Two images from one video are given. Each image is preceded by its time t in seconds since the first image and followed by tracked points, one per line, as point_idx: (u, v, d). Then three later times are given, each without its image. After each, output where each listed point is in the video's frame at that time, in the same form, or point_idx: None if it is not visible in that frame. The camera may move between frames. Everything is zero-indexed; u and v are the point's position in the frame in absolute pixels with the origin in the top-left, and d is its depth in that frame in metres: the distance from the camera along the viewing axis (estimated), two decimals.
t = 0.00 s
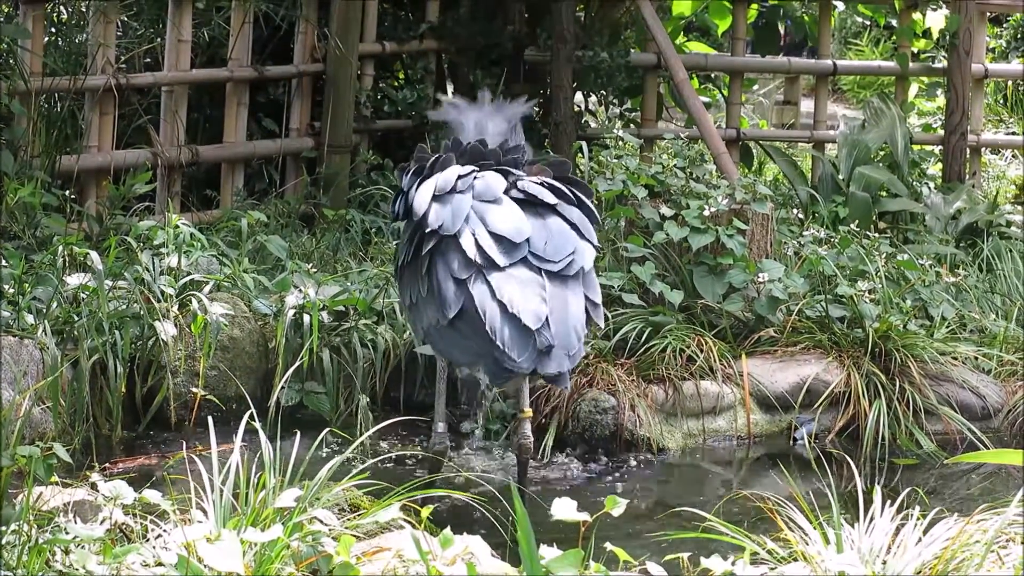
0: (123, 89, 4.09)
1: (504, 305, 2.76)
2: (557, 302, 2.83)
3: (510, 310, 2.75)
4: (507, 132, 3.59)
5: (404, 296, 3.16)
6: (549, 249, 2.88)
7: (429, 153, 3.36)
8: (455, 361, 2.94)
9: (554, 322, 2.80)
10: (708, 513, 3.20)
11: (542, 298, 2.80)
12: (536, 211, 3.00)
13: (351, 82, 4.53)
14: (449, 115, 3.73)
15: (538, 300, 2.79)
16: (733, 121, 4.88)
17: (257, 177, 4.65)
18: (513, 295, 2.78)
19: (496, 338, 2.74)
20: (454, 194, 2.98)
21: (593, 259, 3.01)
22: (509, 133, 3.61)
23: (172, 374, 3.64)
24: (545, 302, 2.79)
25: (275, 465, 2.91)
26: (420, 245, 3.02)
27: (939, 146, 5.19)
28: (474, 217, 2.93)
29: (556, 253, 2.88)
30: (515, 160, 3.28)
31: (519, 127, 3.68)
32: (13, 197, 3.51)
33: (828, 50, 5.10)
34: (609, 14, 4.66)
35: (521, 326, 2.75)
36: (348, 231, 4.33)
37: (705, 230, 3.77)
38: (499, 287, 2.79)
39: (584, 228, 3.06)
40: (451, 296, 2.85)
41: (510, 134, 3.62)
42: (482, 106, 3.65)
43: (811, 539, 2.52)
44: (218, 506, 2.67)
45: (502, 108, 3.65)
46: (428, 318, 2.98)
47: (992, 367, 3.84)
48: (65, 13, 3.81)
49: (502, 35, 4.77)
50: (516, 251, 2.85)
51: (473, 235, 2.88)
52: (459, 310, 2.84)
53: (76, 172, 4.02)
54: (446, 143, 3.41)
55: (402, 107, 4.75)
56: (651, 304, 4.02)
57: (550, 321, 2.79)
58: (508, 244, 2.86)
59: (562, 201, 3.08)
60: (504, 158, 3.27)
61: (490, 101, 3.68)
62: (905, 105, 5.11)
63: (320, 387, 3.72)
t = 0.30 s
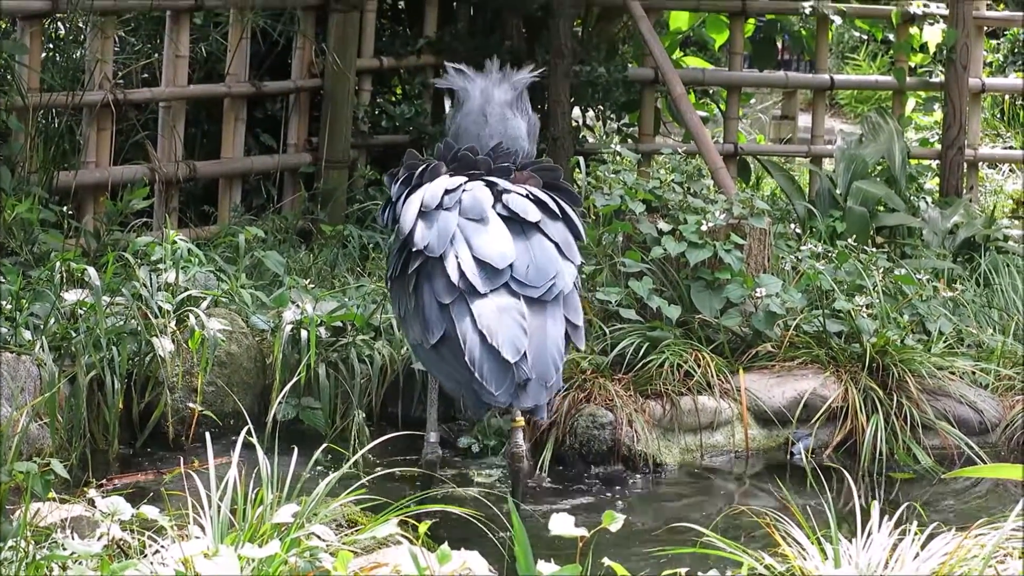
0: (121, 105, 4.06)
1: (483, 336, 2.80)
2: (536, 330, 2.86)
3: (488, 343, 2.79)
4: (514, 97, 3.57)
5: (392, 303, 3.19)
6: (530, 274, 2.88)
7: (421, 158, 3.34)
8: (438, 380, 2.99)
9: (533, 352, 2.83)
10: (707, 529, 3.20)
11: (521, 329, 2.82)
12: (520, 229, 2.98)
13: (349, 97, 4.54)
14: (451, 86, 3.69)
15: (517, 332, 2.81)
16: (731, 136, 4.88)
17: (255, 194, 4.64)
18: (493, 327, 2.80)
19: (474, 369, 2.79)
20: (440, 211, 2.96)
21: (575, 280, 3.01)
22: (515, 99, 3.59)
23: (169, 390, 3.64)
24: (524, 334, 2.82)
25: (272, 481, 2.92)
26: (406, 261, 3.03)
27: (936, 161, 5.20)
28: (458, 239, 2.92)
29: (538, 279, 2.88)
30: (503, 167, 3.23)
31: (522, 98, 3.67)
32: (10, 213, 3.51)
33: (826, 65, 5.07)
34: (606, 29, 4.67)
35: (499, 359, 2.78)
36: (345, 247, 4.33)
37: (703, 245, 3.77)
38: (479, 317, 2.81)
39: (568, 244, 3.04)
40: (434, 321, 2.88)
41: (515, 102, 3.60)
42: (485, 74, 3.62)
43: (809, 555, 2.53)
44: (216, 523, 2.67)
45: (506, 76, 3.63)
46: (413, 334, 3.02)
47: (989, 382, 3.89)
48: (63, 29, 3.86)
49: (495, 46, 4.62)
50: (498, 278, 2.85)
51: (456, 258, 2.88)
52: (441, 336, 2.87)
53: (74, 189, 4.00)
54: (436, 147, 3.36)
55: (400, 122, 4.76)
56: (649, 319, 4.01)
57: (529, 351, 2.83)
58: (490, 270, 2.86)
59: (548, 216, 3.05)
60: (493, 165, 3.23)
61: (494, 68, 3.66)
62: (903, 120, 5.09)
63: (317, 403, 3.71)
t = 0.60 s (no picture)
0: (117, 116, 4.06)
1: (486, 356, 2.80)
2: (537, 348, 2.86)
3: (491, 362, 2.79)
4: (507, 104, 3.57)
5: (389, 318, 3.18)
6: (529, 291, 2.88)
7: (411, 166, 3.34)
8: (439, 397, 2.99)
9: (535, 371, 2.83)
10: (703, 540, 3.20)
11: (523, 347, 2.82)
12: (516, 243, 2.99)
13: (345, 108, 4.55)
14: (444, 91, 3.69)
15: (520, 350, 2.81)
16: (727, 147, 4.87)
17: (251, 204, 4.64)
18: (495, 345, 2.80)
19: (477, 390, 2.79)
20: (436, 227, 2.96)
21: (572, 294, 3.01)
22: (508, 106, 3.59)
23: (165, 401, 3.64)
24: (526, 352, 2.82)
25: (268, 492, 2.90)
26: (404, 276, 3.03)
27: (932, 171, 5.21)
28: (456, 255, 2.92)
29: (537, 295, 2.89)
30: (495, 177, 3.23)
31: (515, 104, 3.66)
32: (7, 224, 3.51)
33: (822, 76, 5.06)
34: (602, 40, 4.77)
35: (502, 378, 2.78)
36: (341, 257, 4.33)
37: (699, 256, 3.77)
38: (481, 336, 2.81)
39: (564, 257, 3.05)
40: (435, 339, 2.88)
41: (508, 109, 3.60)
42: (478, 80, 3.62)
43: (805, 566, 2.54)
44: (211, 534, 2.68)
45: (500, 82, 3.63)
46: (413, 351, 3.02)
47: (985, 393, 3.89)
48: (60, 40, 3.86)
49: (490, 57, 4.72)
50: (497, 295, 2.86)
51: (455, 275, 2.88)
52: (442, 353, 2.88)
53: (70, 200, 4.00)
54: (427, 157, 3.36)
55: (396, 133, 4.76)
56: (645, 330, 4.01)
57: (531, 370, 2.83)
58: (489, 287, 2.86)
59: (543, 229, 3.06)
60: (485, 175, 3.23)
61: (487, 74, 3.65)
62: (898, 130, 5.09)
63: (313, 414, 3.71)
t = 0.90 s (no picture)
0: (114, 121, 4.07)
1: (483, 363, 2.80)
2: (534, 355, 2.86)
3: (489, 369, 2.79)
4: (504, 109, 3.57)
5: (385, 321, 3.18)
6: (526, 297, 2.88)
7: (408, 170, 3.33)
8: (435, 402, 2.99)
9: (532, 378, 2.84)
10: (700, 545, 3.20)
11: (520, 354, 2.82)
12: (512, 248, 2.98)
13: (342, 113, 4.55)
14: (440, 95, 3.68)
15: (517, 357, 2.81)
16: (725, 152, 4.87)
17: (249, 210, 4.65)
18: (492, 353, 2.80)
19: (475, 397, 2.79)
20: (433, 231, 2.95)
21: (568, 300, 3.02)
22: (505, 111, 3.58)
23: (162, 406, 3.63)
24: (523, 359, 2.82)
25: (265, 496, 2.92)
26: (401, 281, 3.02)
27: (930, 176, 5.21)
28: (453, 260, 2.91)
29: (534, 302, 2.89)
30: (492, 181, 3.23)
31: (512, 108, 3.66)
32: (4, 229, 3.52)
33: (819, 81, 5.09)
34: (599, 46, 4.77)
35: (499, 385, 2.79)
36: (338, 262, 4.33)
37: (696, 261, 3.76)
38: (478, 343, 2.81)
39: (560, 263, 3.05)
40: (433, 345, 2.88)
41: (505, 113, 3.60)
42: (475, 84, 3.62)
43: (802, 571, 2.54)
44: (209, 538, 2.68)
45: (497, 87, 3.62)
46: (410, 356, 3.02)
47: (983, 399, 3.87)
48: (57, 45, 3.83)
49: (488, 61, 4.73)
50: (494, 302, 2.85)
51: (452, 281, 2.88)
52: (440, 359, 2.87)
53: (68, 205, 4.00)
54: (425, 161, 3.36)
55: (393, 138, 4.76)
56: (642, 335, 4.01)
57: (528, 377, 2.83)
58: (486, 293, 2.86)
59: (539, 234, 3.06)
60: (481, 179, 3.23)
61: (483, 78, 3.65)
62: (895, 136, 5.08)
63: (310, 419, 3.71)
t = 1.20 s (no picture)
0: (117, 123, 4.07)
1: (487, 367, 2.79)
2: (538, 360, 2.87)
3: (493, 373, 2.79)
4: (505, 114, 3.57)
5: (390, 323, 3.19)
6: (530, 301, 2.87)
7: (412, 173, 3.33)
8: (440, 405, 3.00)
9: (536, 383, 2.84)
10: (701, 550, 3.19)
11: (524, 358, 2.81)
12: (517, 252, 2.97)
13: (345, 117, 4.53)
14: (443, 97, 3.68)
15: (521, 362, 2.81)
16: (727, 157, 4.86)
17: (251, 213, 4.68)
18: (497, 356, 2.80)
19: (479, 401, 2.79)
20: (438, 235, 2.95)
21: (572, 304, 3.02)
22: (507, 116, 3.58)
23: (164, 409, 3.64)
24: (528, 363, 2.82)
25: (266, 499, 2.92)
26: (406, 284, 3.02)
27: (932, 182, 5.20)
28: (458, 264, 2.90)
29: (538, 306, 2.88)
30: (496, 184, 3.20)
31: (514, 111, 3.65)
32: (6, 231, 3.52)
33: (822, 87, 5.06)
34: (602, 51, 4.80)
35: (503, 390, 2.79)
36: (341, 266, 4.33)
37: (698, 266, 3.75)
38: (482, 347, 2.81)
39: (564, 267, 3.05)
40: (437, 348, 2.89)
41: (507, 117, 3.59)
42: (477, 87, 3.61)
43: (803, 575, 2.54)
44: (210, 541, 2.69)
45: (499, 90, 3.62)
46: (414, 358, 3.03)
47: (985, 406, 3.90)
48: (59, 48, 3.81)
49: (490, 66, 4.82)
50: (499, 306, 2.84)
51: (457, 285, 2.87)
52: (444, 362, 2.89)
53: (70, 207, 4.00)
54: (428, 164, 3.34)
55: (395, 142, 4.73)
56: (644, 340, 4.01)
57: (532, 382, 2.83)
58: (491, 297, 2.85)
59: (543, 238, 3.05)
60: (486, 182, 3.19)
61: (485, 81, 3.64)
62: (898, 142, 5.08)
63: (312, 423, 3.71)
